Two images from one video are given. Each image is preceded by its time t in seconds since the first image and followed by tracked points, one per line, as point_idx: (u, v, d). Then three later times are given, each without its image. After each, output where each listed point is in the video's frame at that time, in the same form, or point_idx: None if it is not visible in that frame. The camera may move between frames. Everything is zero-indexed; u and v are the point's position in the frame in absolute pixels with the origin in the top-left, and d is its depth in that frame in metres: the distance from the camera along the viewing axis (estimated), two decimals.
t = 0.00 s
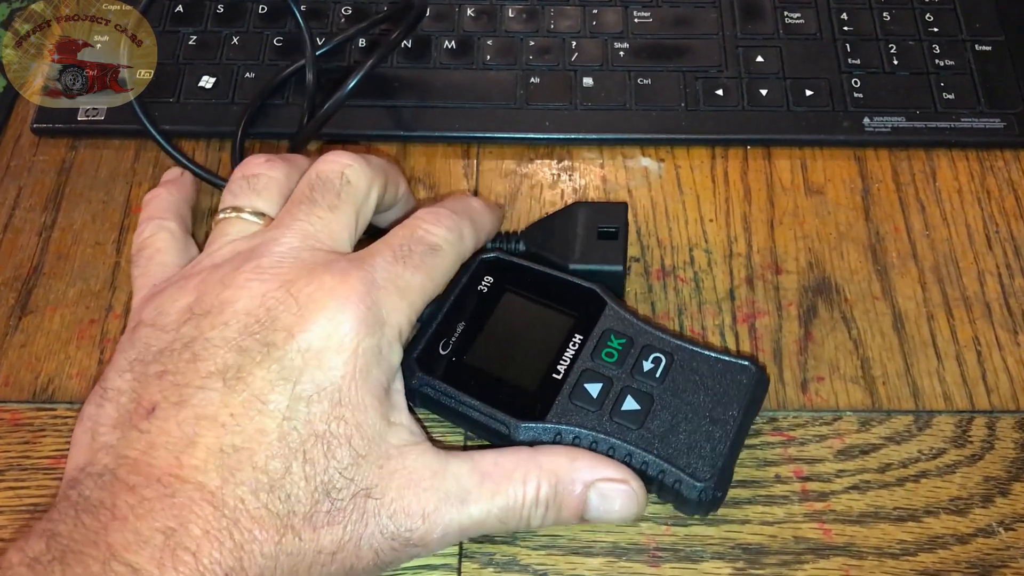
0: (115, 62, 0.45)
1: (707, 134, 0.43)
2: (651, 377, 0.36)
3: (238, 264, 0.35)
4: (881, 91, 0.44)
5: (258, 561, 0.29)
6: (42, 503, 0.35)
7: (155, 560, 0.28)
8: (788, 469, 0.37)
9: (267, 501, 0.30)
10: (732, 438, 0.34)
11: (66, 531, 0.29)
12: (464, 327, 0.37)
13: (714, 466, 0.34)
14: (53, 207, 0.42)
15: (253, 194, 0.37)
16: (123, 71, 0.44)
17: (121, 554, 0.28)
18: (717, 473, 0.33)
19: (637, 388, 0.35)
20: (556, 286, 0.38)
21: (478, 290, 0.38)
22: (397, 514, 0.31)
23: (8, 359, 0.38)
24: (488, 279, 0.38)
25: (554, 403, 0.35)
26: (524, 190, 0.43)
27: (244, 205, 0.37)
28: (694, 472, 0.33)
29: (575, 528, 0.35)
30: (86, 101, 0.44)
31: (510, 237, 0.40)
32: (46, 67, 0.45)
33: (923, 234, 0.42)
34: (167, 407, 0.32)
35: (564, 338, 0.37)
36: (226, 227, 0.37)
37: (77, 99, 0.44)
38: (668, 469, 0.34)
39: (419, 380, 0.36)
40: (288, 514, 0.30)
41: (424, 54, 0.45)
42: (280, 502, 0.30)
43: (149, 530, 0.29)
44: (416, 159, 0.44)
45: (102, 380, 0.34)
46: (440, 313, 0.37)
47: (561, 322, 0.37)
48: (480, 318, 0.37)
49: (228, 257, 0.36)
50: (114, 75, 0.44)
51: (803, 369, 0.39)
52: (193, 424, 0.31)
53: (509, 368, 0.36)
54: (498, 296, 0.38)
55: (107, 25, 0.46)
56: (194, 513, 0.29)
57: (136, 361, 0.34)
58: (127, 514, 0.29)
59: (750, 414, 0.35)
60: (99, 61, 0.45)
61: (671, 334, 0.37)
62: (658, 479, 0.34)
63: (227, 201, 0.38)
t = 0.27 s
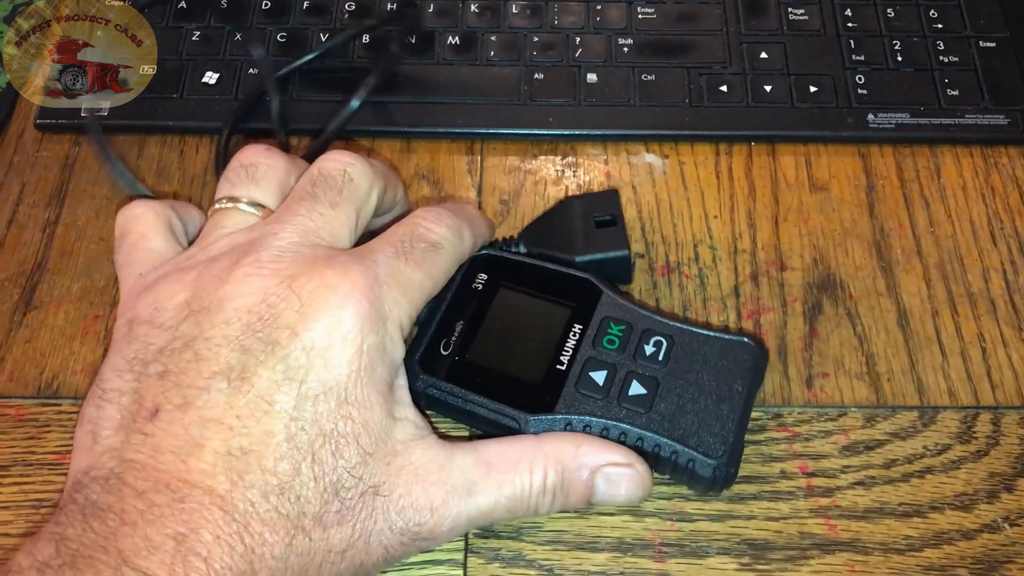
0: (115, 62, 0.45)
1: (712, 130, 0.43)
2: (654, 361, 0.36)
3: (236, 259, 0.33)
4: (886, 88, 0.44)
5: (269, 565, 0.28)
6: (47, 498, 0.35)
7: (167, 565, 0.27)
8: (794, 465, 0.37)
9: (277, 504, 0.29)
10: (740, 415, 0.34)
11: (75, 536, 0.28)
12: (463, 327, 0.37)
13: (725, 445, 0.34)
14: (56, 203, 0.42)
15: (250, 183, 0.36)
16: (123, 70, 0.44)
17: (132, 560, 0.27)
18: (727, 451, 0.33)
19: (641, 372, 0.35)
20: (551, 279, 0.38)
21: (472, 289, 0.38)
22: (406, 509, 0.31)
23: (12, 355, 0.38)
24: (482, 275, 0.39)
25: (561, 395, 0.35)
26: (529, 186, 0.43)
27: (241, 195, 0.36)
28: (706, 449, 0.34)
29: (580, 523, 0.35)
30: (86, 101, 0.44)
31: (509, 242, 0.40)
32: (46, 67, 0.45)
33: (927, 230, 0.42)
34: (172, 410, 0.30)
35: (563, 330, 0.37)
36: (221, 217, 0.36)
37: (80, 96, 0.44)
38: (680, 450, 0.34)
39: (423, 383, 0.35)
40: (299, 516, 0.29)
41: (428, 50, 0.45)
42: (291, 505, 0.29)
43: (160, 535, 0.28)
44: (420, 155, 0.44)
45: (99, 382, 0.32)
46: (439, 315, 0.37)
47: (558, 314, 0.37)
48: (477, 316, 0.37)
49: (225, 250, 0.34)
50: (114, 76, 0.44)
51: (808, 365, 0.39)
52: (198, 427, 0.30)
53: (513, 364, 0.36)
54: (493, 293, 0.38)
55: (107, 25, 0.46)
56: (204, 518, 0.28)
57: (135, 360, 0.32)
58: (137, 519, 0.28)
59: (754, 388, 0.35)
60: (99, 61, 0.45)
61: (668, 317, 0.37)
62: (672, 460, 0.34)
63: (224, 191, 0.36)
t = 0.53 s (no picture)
0: (115, 61, 0.44)
1: (712, 129, 0.43)
2: (638, 348, 0.36)
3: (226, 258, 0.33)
4: (886, 87, 0.44)
5: (265, 568, 0.28)
6: (45, 499, 0.35)
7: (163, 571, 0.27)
8: (793, 465, 0.37)
9: (273, 509, 0.29)
10: (729, 393, 0.34)
11: (71, 543, 0.28)
12: (446, 332, 0.36)
13: (719, 425, 0.34)
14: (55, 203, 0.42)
15: (247, 178, 0.36)
16: (123, 71, 0.44)
17: (128, 567, 0.27)
18: (722, 430, 0.34)
19: (627, 361, 0.35)
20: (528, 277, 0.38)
21: (450, 294, 0.37)
22: (403, 509, 0.31)
23: (10, 355, 0.38)
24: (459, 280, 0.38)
25: (552, 390, 0.35)
26: (528, 186, 0.43)
27: (235, 190, 0.36)
28: (701, 430, 0.34)
29: (580, 523, 0.35)
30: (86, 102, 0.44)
31: (499, 248, 0.40)
32: (45, 67, 0.45)
33: (927, 230, 0.42)
34: (165, 418, 0.30)
35: (546, 327, 0.36)
36: (216, 213, 0.35)
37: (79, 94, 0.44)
38: (676, 434, 0.34)
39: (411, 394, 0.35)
40: (295, 521, 0.29)
41: (427, 49, 0.45)
42: (286, 510, 0.29)
43: (155, 541, 0.27)
44: (419, 154, 0.44)
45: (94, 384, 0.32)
46: (419, 322, 0.36)
47: (539, 311, 0.37)
48: (458, 321, 0.37)
49: (217, 248, 0.33)
50: (114, 76, 0.44)
51: (807, 366, 0.39)
52: (192, 433, 0.29)
53: (501, 366, 0.36)
54: (470, 297, 0.37)
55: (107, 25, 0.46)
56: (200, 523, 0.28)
57: (128, 363, 0.32)
58: (131, 525, 0.28)
59: (739, 366, 0.35)
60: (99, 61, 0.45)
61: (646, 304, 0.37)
62: (670, 444, 0.34)
63: (219, 185, 0.36)
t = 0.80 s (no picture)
0: (115, 62, 0.44)
1: (708, 130, 0.43)
2: (631, 348, 0.36)
3: (223, 257, 0.33)
4: (881, 88, 0.44)
5: (260, 565, 0.28)
6: (43, 499, 0.35)
7: (158, 567, 0.27)
8: (788, 465, 0.37)
9: (268, 506, 0.29)
10: (721, 395, 0.34)
11: (67, 539, 0.28)
12: (441, 331, 0.36)
13: (710, 425, 0.34)
14: (54, 204, 0.43)
15: (249, 182, 0.36)
16: (123, 71, 0.44)
17: (123, 563, 0.27)
18: (713, 430, 0.34)
19: (620, 360, 0.35)
20: (520, 277, 0.38)
21: (444, 293, 0.37)
22: (398, 509, 0.31)
23: (9, 356, 0.38)
24: (452, 279, 0.38)
25: (545, 390, 0.35)
26: (524, 188, 0.43)
27: (238, 193, 0.36)
28: (692, 429, 0.34)
29: (575, 523, 0.36)
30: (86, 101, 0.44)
31: (493, 244, 0.40)
32: (46, 67, 0.45)
33: (922, 231, 0.42)
34: (161, 415, 0.30)
35: (540, 326, 0.37)
36: (219, 215, 0.35)
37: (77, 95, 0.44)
38: (667, 433, 0.34)
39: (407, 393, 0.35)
40: (291, 518, 0.29)
41: (425, 51, 0.45)
42: (281, 507, 0.29)
43: (151, 538, 0.27)
44: (416, 155, 0.44)
45: (92, 383, 0.32)
46: (414, 322, 0.36)
47: (533, 310, 0.37)
48: (452, 320, 0.37)
49: (216, 248, 0.34)
50: (114, 76, 0.44)
51: (803, 366, 0.39)
52: (189, 429, 0.29)
53: (495, 365, 0.36)
54: (464, 296, 0.37)
55: (107, 26, 0.46)
56: (196, 521, 0.28)
57: (127, 361, 0.32)
58: (127, 522, 0.28)
59: (732, 365, 0.35)
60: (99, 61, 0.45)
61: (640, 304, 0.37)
62: (660, 443, 0.34)
63: (222, 188, 0.36)
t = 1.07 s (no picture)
0: (115, 62, 0.44)
1: (706, 132, 0.43)
2: (627, 347, 0.36)
3: (218, 262, 0.33)
4: (879, 90, 0.44)
5: (257, 571, 0.28)
6: (41, 503, 0.35)
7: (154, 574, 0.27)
8: (787, 468, 0.37)
9: (265, 514, 0.29)
10: (718, 393, 0.34)
11: (64, 547, 0.28)
12: (437, 333, 0.36)
13: (708, 423, 0.34)
14: (51, 208, 0.43)
15: (245, 188, 0.36)
16: (123, 71, 0.44)
17: (119, 570, 0.27)
18: (711, 429, 0.34)
19: (617, 359, 0.35)
20: (517, 278, 0.38)
21: (440, 294, 0.37)
22: (396, 513, 0.31)
23: (7, 360, 0.38)
24: (447, 280, 0.38)
25: (542, 390, 0.35)
26: (522, 190, 0.44)
27: (234, 199, 0.36)
28: (690, 428, 0.34)
29: (574, 527, 0.35)
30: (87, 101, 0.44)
31: (489, 244, 0.40)
32: (46, 67, 0.45)
33: (920, 232, 0.42)
34: (158, 421, 0.30)
35: (536, 326, 0.37)
36: (215, 221, 0.35)
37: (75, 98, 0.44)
38: (665, 431, 0.34)
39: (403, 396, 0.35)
40: (288, 524, 0.29)
41: (422, 53, 0.45)
42: (278, 514, 0.29)
43: (148, 546, 0.27)
44: (414, 158, 0.44)
45: (88, 388, 0.32)
46: (410, 324, 0.36)
47: (529, 311, 0.37)
48: (448, 322, 0.37)
49: (211, 254, 0.34)
50: (114, 75, 0.44)
51: (801, 368, 0.39)
52: (184, 437, 0.29)
53: (491, 366, 0.36)
54: (460, 297, 0.37)
55: (107, 25, 0.46)
56: (193, 528, 0.28)
57: (121, 368, 0.32)
58: (124, 530, 0.28)
59: (728, 364, 0.35)
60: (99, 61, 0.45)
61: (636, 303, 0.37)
62: (658, 442, 0.34)
63: (218, 195, 0.36)
